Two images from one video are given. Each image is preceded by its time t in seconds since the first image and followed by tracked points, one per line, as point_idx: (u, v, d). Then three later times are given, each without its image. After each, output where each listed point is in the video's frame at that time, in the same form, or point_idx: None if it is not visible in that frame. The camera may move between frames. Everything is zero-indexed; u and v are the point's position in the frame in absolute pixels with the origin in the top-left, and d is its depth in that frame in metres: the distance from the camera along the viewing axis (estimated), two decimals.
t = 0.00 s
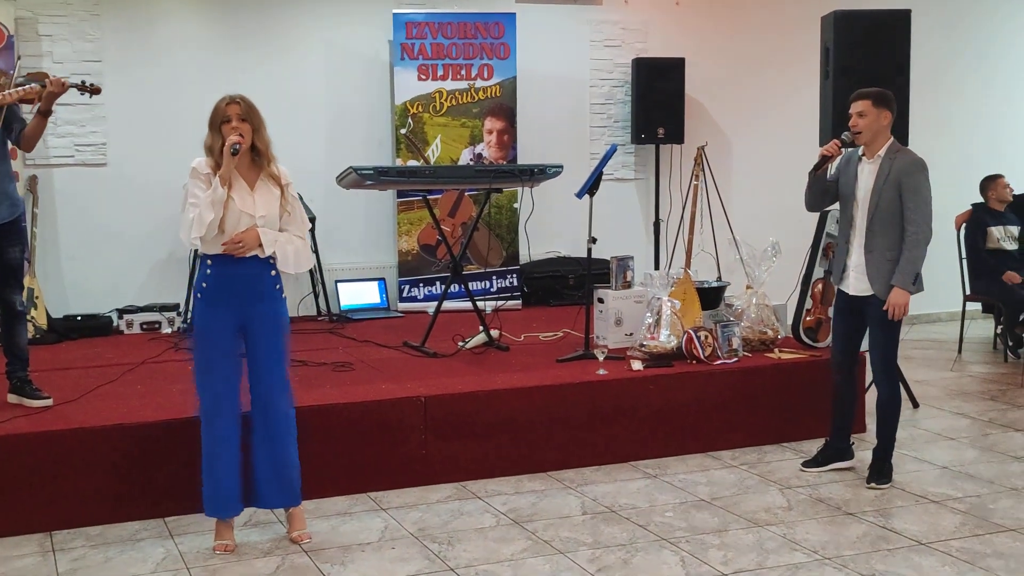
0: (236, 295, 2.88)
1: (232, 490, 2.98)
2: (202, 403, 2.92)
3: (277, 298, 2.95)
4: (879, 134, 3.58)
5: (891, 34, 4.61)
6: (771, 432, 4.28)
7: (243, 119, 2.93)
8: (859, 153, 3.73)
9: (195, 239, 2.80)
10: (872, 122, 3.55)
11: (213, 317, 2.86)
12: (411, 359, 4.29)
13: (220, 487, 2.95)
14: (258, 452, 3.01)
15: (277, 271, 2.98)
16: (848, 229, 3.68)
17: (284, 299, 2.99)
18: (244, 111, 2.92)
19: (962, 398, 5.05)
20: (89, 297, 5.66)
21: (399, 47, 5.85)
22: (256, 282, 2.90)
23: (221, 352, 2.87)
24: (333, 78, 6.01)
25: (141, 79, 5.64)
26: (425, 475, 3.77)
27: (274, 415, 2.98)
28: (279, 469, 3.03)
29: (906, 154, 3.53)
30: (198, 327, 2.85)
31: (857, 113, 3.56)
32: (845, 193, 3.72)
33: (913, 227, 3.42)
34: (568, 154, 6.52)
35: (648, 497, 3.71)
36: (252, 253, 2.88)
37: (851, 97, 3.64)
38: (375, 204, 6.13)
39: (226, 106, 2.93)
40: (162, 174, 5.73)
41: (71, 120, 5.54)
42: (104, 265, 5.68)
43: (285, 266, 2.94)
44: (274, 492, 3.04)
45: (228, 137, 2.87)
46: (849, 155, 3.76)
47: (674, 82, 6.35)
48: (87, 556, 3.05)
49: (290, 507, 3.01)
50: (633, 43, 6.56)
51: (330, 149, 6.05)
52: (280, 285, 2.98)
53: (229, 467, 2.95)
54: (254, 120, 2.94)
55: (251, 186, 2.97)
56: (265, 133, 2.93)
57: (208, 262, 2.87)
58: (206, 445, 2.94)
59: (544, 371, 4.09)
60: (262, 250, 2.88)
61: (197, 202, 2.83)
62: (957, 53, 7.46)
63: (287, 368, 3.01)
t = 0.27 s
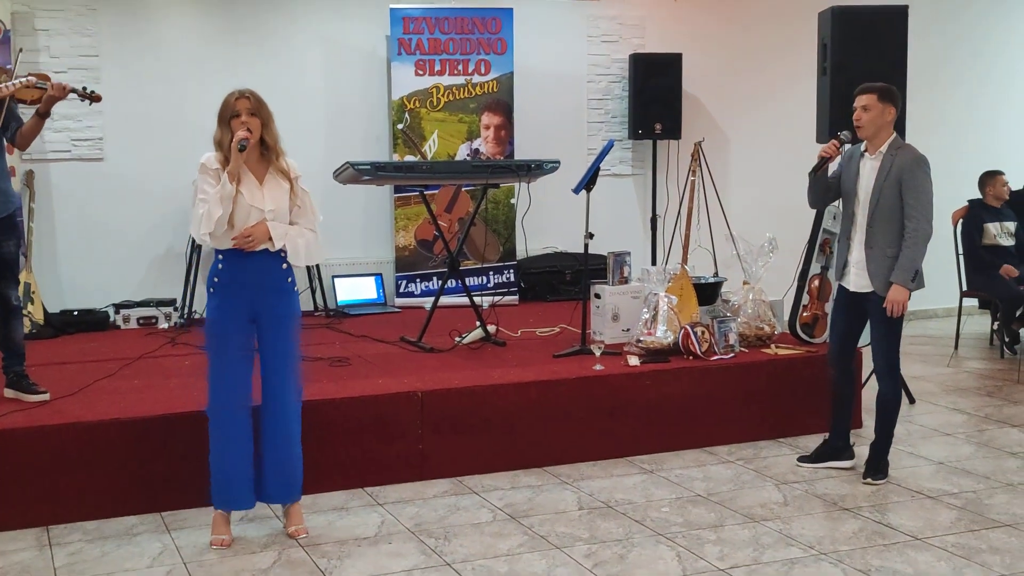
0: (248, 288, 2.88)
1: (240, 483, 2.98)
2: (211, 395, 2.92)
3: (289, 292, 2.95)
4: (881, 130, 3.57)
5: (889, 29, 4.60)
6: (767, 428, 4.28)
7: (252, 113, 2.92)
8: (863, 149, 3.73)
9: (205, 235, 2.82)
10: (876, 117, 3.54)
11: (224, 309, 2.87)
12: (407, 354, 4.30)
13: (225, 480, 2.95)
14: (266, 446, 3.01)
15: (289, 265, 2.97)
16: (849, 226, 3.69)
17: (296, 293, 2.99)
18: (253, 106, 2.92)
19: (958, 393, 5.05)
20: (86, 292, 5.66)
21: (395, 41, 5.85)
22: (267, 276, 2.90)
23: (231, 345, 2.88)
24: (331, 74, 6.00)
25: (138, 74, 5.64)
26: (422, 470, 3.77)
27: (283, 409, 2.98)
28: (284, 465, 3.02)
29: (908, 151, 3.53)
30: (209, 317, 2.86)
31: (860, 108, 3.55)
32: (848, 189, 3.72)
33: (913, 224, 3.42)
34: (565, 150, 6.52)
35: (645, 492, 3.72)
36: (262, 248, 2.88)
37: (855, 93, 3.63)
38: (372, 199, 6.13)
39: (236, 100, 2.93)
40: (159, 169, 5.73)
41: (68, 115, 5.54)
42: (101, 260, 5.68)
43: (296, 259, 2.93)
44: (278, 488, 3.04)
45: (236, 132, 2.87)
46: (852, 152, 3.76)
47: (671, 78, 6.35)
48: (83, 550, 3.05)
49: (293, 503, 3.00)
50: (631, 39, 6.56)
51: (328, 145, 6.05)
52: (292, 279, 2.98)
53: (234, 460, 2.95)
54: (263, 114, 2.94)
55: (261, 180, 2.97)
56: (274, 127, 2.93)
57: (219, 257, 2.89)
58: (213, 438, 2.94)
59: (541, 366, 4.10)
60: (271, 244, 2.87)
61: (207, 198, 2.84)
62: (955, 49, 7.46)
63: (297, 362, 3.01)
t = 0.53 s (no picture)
0: (260, 282, 2.89)
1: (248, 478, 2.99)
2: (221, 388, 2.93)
3: (300, 285, 2.96)
4: (882, 125, 3.57)
5: (888, 23, 4.60)
6: (765, 422, 4.29)
7: (261, 109, 2.91)
8: (864, 145, 3.73)
9: (216, 231, 2.83)
10: (876, 112, 3.54)
11: (236, 302, 2.88)
12: (405, 349, 4.30)
13: (232, 474, 2.96)
14: (274, 439, 3.02)
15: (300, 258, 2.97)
16: (850, 222, 3.69)
17: (307, 287, 2.99)
18: (262, 101, 2.91)
19: (955, 389, 5.06)
20: (83, 287, 5.66)
21: (393, 37, 5.85)
22: (278, 271, 2.91)
23: (241, 339, 2.89)
24: (328, 69, 6.00)
25: (136, 69, 5.64)
26: (421, 464, 3.78)
27: (292, 403, 2.99)
28: (291, 460, 3.03)
29: (909, 146, 3.53)
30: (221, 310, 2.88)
31: (861, 103, 3.55)
32: (849, 185, 3.72)
33: (914, 220, 3.42)
34: (562, 145, 6.52)
35: (642, 487, 3.72)
36: (273, 242, 2.89)
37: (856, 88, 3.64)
38: (370, 195, 6.12)
39: (245, 96, 2.92)
40: (157, 165, 5.73)
41: (65, 110, 5.53)
42: (98, 255, 5.67)
43: (308, 253, 2.94)
44: (284, 483, 3.04)
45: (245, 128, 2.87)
46: (853, 148, 3.76)
47: (669, 73, 6.35)
48: (81, 544, 3.06)
49: (299, 498, 3.00)
50: (628, 34, 6.56)
51: (325, 140, 6.04)
52: (303, 273, 2.99)
53: (242, 454, 2.96)
54: (272, 110, 2.93)
55: (271, 175, 2.97)
56: (283, 123, 2.92)
57: (231, 252, 2.90)
58: (222, 431, 2.95)
59: (538, 361, 4.10)
60: (283, 239, 2.88)
61: (217, 194, 2.85)
62: (952, 45, 7.46)
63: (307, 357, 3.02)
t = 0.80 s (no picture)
0: (268, 277, 2.89)
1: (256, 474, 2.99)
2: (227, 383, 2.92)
3: (306, 281, 2.96)
4: (880, 122, 3.57)
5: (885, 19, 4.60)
6: (762, 418, 4.30)
7: (265, 104, 2.92)
8: (862, 141, 3.72)
9: (220, 227, 2.82)
10: (872, 109, 3.54)
11: (245, 297, 2.87)
12: (402, 345, 4.30)
13: (239, 469, 2.95)
14: (280, 435, 3.02)
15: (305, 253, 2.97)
16: (848, 217, 3.68)
17: (313, 282, 3.00)
18: (266, 96, 2.91)
19: (951, 385, 5.07)
20: (80, 282, 5.67)
21: (391, 32, 5.84)
22: (286, 266, 2.91)
23: (249, 336, 2.88)
24: (326, 65, 6.00)
25: (133, 64, 5.63)
26: (418, 460, 3.78)
27: (299, 398, 2.99)
28: (298, 454, 3.04)
29: (907, 142, 3.53)
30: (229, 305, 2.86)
31: (857, 100, 3.55)
32: (847, 181, 3.72)
33: (913, 215, 3.43)
34: (560, 140, 6.52)
35: (639, 482, 3.73)
36: (278, 238, 2.88)
37: (852, 84, 3.63)
38: (367, 191, 6.12)
39: (249, 91, 2.92)
40: (154, 160, 5.73)
41: (62, 105, 5.53)
42: (96, 250, 5.68)
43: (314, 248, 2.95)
44: (291, 477, 3.05)
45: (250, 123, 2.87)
46: (851, 143, 3.75)
47: (667, 69, 6.35)
48: (77, 539, 3.06)
49: (306, 492, 3.02)
50: (626, 30, 6.56)
51: (323, 136, 6.04)
52: (309, 268, 2.99)
53: (249, 449, 2.95)
54: (276, 105, 2.93)
55: (275, 170, 2.97)
56: (287, 117, 2.93)
57: (236, 248, 2.89)
58: (229, 426, 2.94)
59: (535, 357, 4.10)
60: (288, 234, 2.88)
61: (221, 189, 2.84)
62: (950, 42, 7.47)
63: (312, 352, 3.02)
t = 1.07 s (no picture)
0: (268, 276, 2.89)
1: (256, 472, 2.99)
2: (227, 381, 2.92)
3: (305, 279, 2.96)
4: (875, 121, 3.57)
5: (880, 18, 4.61)
6: (758, 417, 4.31)
7: (264, 103, 2.92)
8: (858, 140, 3.73)
9: (219, 225, 2.82)
10: (868, 108, 3.55)
11: (245, 295, 2.88)
12: (398, 343, 4.31)
13: (239, 467, 2.95)
14: (280, 433, 3.02)
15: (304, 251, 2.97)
16: (844, 217, 3.70)
17: (312, 280, 3.00)
18: (265, 95, 2.91)
19: (947, 383, 5.08)
20: (76, 281, 5.67)
21: (388, 31, 5.84)
22: (286, 264, 2.91)
23: (249, 334, 2.88)
24: (322, 64, 6.01)
25: (129, 63, 5.64)
26: (414, 458, 3.79)
27: (299, 396, 3.00)
28: (297, 452, 3.04)
29: (903, 141, 3.53)
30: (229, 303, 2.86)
31: (852, 100, 3.55)
32: (842, 180, 3.73)
33: (908, 214, 3.44)
34: (556, 139, 6.52)
35: (635, 481, 3.73)
36: (277, 236, 2.88)
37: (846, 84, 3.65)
38: (364, 190, 6.13)
39: (248, 90, 2.93)
40: (150, 159, 5.74)
41: (58, 104, 5.53)
42: (92, 249, 5.68)
43: (312, 247, 2.94)
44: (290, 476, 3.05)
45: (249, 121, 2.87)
46: (847, 143, 3.76)
47: (663, 68, 6.36)
48: (73, 537, 3.06)
49: (306, 490, 3.02)
50: (622, 29, 6.57)
51: (319, 135, 6.04)
52: (308, 266, 2.99)
53: (250, 447, 2.95)
54: (275, 103, 2.93)
55: (274, 169, 2.98)
56: (286, 116, 2.92)
57: (236, 247, 2.90)
58: (229, 424, 2.94)
59: (530, 356, 4.11)
60: (286, 232, 2.88)
61: (220, 188, 2.85)
62: (946, 42, 7.48)
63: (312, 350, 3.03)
